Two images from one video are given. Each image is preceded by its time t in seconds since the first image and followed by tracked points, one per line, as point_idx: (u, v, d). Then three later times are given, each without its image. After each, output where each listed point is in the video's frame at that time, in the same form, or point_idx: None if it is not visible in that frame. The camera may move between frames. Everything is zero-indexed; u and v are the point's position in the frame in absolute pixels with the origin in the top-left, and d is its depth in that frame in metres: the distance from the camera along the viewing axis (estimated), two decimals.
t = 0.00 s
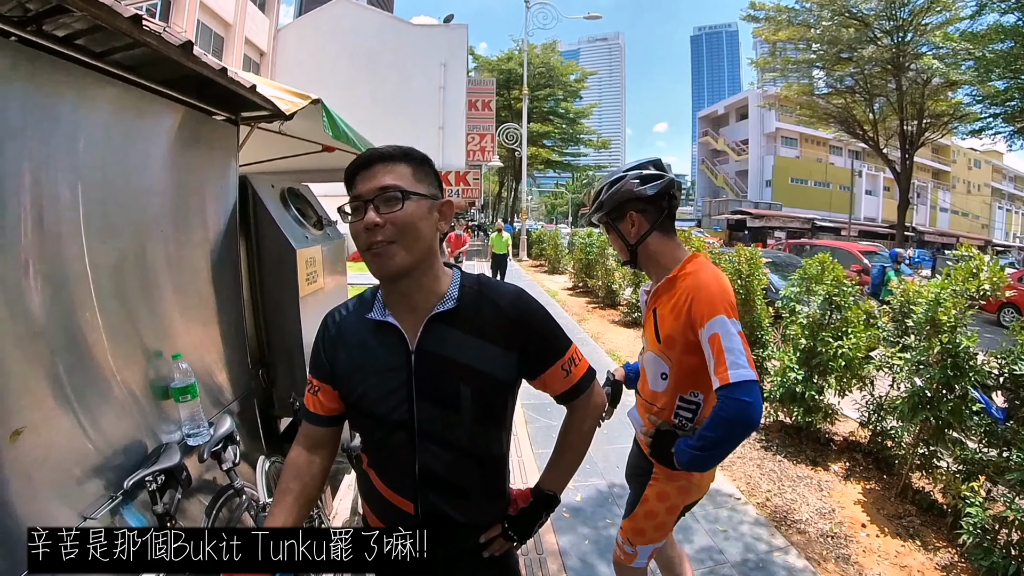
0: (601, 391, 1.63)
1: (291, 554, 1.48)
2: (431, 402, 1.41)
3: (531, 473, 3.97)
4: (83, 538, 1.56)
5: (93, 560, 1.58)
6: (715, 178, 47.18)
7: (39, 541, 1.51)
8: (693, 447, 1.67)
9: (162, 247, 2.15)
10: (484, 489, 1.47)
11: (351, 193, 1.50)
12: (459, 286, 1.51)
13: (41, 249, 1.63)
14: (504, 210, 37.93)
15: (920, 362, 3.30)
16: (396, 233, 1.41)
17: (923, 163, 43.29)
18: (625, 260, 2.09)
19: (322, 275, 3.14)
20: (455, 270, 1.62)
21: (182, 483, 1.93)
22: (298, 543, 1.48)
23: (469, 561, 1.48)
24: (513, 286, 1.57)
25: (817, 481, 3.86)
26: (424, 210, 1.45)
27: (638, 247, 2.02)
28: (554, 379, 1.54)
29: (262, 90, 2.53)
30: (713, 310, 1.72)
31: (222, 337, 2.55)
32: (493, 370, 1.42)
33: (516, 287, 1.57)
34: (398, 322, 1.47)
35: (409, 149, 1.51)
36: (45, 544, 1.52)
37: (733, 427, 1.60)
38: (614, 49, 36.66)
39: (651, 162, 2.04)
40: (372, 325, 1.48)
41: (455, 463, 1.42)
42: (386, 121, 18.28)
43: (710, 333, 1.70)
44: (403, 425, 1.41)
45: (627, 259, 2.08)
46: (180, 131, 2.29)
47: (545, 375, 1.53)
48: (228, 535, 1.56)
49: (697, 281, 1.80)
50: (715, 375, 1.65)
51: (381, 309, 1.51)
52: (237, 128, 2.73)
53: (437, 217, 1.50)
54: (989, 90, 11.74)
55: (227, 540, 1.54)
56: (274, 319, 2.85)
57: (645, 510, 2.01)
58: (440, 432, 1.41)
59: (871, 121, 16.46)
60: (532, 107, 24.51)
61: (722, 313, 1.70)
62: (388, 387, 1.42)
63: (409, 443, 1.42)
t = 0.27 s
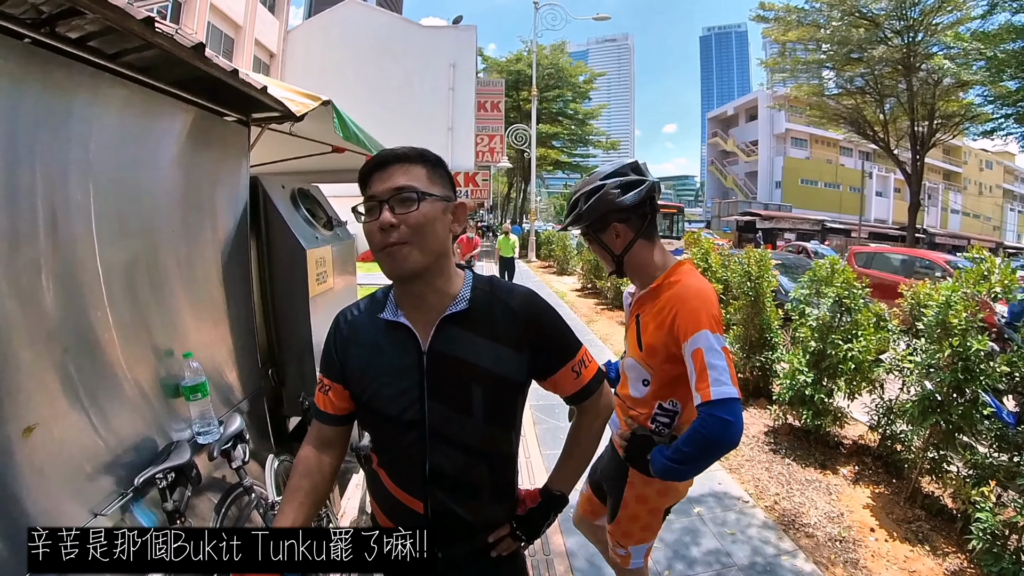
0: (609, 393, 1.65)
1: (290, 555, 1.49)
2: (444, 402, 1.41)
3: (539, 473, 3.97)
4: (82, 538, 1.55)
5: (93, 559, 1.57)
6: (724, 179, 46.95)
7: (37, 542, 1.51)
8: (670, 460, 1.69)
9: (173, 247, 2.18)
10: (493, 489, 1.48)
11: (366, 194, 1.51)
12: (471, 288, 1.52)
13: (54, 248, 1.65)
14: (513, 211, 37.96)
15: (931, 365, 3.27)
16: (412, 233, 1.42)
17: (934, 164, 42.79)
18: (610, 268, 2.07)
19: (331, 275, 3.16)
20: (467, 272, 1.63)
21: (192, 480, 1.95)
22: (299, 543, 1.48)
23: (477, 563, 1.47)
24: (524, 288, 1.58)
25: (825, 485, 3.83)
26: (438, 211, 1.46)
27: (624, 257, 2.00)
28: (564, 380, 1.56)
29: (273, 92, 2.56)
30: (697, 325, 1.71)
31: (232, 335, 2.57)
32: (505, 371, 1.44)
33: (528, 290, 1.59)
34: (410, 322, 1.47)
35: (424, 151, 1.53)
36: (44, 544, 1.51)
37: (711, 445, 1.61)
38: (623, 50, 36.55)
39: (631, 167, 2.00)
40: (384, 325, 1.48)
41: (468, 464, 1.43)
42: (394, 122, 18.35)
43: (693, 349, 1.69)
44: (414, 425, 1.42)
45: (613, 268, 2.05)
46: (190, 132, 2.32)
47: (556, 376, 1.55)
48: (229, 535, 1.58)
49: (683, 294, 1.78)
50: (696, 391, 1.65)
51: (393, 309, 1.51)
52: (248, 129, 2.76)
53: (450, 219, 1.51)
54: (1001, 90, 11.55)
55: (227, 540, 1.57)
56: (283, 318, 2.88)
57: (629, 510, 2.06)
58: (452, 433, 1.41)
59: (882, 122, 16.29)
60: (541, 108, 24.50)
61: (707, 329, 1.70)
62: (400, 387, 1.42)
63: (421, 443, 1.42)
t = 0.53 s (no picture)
0: (617, 396, 1.63)
1: (290, 555, 1.50)
2: (453, 402, 1.42)
3: (545, 474, 3.97)
4: (82, 538, 1.55)
5: (93, 559, 1.57)
6: (733, 180, 46.66)
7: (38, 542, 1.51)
8: (676, 455, 1.68)
9: (183, 247, 2.20)
10: (501, 490, 1.48)
11: (375, 196, 1.50)
12: (481, 288, 1.52)
13: (67, 248, 1.68)
14: (522, 212, 37.94)
15: (941, 369, 3.24)
16: (422, 235, 1.42)
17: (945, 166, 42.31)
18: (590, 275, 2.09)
19: (340, 275, 3.18)
20: (476, 272, 1.62)
21: (200, 478, 1.97)
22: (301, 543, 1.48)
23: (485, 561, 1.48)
24: (533, 288, 1.58)
25: (834, 489, 3.80)
26: (448, 213, 1.46)
27: (603, 262, 2.03)
28: (573, 381, 1.53)
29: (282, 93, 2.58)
30: (692, 318, 1.74)
31: (242, 335, 2.60)
32: (514, 371, 1.44)
33: (537, 290, 1.58)
34: (420, 323, 1.47)
35: (433, 152, 1.52)
36: (45, 545, 1.51)
37: (719, 437, 1.62)
38: (632, 51, 36.46)
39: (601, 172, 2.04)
40: (394, 325, 1.49)
41: (477, 464, 1.44)
42: (402, 122, 18.41)
43: (691, 341, 1.71)
44: (423, 424, 1.43)
45: (593, 274, 2.07)
46: (201, 133, 2.34)
47: (566, 376, 1.52)
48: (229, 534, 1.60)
49: (670, 291, 1.81)
50: (700, 383, 1.67)
51: (402, 309, 1.52)
52: (258, 130, 2.78)
53: (460, 220, 1.50)
54: (1014, 90, 11.38)
55: (227, 540, 1.58)
56: (293, 317, 2.89)
57: (631, 510, 2.06)
58: (461, 433, 1.42)
59: (892, 122, 16.12)
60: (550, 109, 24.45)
61: (701, 322, 1.73)
62: (409, 386, 1.43)
63: (429, 442, 1.43)
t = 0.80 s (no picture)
0: (623, 395, 1.61)
1: (291, 554, 1.51)
2: (462, 402, 1.42)
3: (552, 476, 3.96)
4: (82, 538, 1.55)
5: (93, 559, 1.56)
6: (743, 181, 46.39)
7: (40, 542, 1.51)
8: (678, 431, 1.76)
9: (193, 246, 2.23)
10: (509, 490, 1.48)
11: (385, 197, 1.51)
12: (490, 288, 1.52)
13: (78, 247, 1.70)
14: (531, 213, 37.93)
15: (951, 372, 3.20)
16: (435, 232, 1.43)
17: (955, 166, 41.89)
18: (570, 273, 2.14)
19: (349, 275, 3.20)
20: (485, 272, 1.63)
21: (208, 476, 1.98)
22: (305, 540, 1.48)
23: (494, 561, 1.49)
24: (542, 289, 1.58)
25: (842, 492, 3.76)
26: (459, 211, 1.48)
27: (581, 258, 2.08)
28: (582, 381, 1.52)
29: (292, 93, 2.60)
30: (676, 301, 1.86)
31: (251, 334, 2.62)
32: (523, 371, 1.44)
33: (546, 291, 1.58)
34: (430, 323, 1.47)
35: (441, 153, 1.54)
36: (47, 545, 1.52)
37: (717, 406, 1.73)
38: (640, 52, 36.39)
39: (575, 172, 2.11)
40: (403, 326, 1.48)
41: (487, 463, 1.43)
42: (411, 123, 18.47)
43: (679, 321, 1.83)
44: (432, 424, 1.43)
45: (573, 272, 2.13)
46: (211, 133, 2.36)
47: (575, 377, 1.52)
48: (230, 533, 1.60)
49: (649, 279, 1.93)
50: (693, 359, 1.77)
51: (412, 309, 1.52)
52: (267, 130, 2.80)
53: (470, 218, 1.52)
54: None
55: (227, 540, 1.58)
56: (301, 317, 2.91)
57: (624, 504, 2.08)
58: (471, 433, 1.42)
59: (903, 123, 15.96)
60: (558, 110, 24.42)
61: (686, 303, 1.86)
62: (419, 386, 1.43)
63: (439, 442, 1.43)
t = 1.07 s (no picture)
0: (634, 397, 1.62)
1: (301, 554, 1.47)
2: (473, 403, 1.42)
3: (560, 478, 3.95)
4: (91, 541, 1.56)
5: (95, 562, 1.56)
6: (753, 182, 46.11)
7: (44, 542, 1.51)
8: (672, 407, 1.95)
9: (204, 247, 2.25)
10: (518, 491, 1.49)
11: (400, 198, 1.51)
12: (502, 291, 1.52)
13: (91, 248, 1.73)
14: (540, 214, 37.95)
15: (962, 375, 3.16)
16: (449, 234, 1.44)
17: (968, 168, 41.38)
18: (558, 267, 2.22)
19: (359, 276, 3.22)
20: (497, 274, 1.63)
21: (218, 475, 1.99)
22: (315, 536, 1.44)
23: (503, 565, 1.48)
24: (553, 291, 1.57)
25: (851, 497, 3.72)
26: (472, 213, 1.48)
27: (571, 251, 2.19)
28: (592, 384, 1.52)
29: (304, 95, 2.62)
30: (657, 287, 2.04)
31: (261, 334, 2.65)
32: (534, 374, 1.44)
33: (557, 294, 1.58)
34: (441, 324, 1.47)
35: (455, 156, 1.54)
36: (53, 545, 1.51)
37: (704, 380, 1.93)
38: (649, 53, 36.31)
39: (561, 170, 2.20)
40: (414, 328, 1.48)
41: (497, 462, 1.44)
42: (420, 124, 18.55)
43: (660, 305, 2.00)
44: (443, 426, 1.43)
45: (560, 265, 2.23)
46: (222, 135, 2.39)
47: (584, 380, 1.52)
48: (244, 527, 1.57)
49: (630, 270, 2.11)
50: (678, 340, 1.95)
51: (423, 311, 1.51)
52: (279, 132, 2.83)
53: (484, 221, 1.52)
54: None
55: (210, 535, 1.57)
56: (311, 318, 2.94)
57: (627, 493, 2.16)
58: (482, 435, 1.42)
59: (914, 123, 15.79)
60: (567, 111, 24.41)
61: (666, 288, 2.04)
62: (430, 388, 1.43)
63: (450, 443, 1.43)
